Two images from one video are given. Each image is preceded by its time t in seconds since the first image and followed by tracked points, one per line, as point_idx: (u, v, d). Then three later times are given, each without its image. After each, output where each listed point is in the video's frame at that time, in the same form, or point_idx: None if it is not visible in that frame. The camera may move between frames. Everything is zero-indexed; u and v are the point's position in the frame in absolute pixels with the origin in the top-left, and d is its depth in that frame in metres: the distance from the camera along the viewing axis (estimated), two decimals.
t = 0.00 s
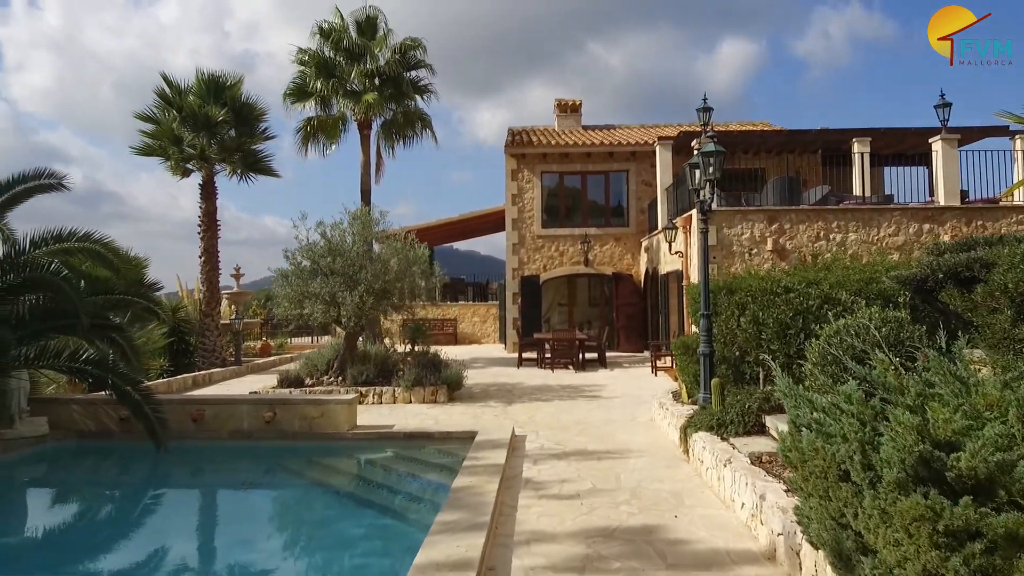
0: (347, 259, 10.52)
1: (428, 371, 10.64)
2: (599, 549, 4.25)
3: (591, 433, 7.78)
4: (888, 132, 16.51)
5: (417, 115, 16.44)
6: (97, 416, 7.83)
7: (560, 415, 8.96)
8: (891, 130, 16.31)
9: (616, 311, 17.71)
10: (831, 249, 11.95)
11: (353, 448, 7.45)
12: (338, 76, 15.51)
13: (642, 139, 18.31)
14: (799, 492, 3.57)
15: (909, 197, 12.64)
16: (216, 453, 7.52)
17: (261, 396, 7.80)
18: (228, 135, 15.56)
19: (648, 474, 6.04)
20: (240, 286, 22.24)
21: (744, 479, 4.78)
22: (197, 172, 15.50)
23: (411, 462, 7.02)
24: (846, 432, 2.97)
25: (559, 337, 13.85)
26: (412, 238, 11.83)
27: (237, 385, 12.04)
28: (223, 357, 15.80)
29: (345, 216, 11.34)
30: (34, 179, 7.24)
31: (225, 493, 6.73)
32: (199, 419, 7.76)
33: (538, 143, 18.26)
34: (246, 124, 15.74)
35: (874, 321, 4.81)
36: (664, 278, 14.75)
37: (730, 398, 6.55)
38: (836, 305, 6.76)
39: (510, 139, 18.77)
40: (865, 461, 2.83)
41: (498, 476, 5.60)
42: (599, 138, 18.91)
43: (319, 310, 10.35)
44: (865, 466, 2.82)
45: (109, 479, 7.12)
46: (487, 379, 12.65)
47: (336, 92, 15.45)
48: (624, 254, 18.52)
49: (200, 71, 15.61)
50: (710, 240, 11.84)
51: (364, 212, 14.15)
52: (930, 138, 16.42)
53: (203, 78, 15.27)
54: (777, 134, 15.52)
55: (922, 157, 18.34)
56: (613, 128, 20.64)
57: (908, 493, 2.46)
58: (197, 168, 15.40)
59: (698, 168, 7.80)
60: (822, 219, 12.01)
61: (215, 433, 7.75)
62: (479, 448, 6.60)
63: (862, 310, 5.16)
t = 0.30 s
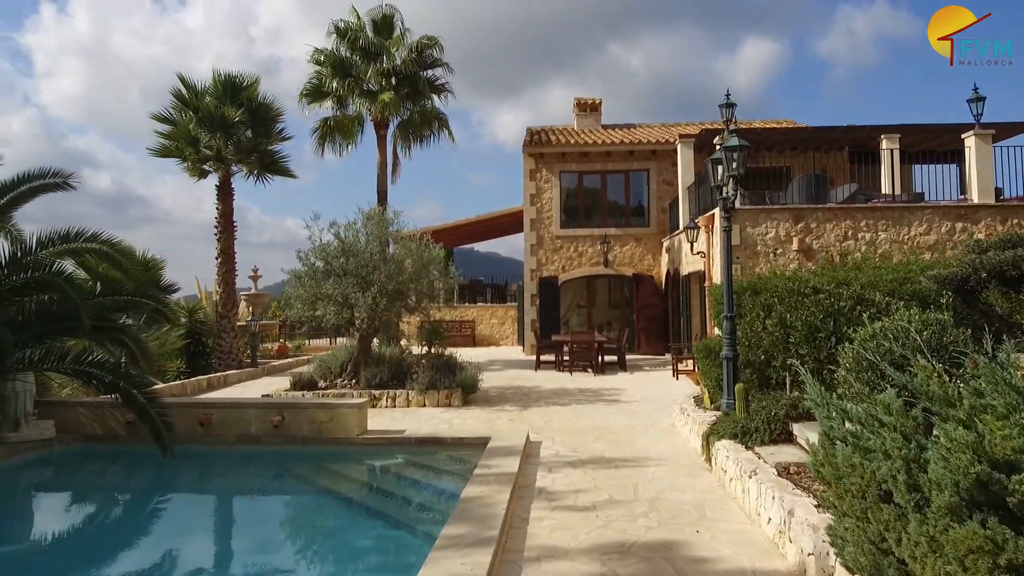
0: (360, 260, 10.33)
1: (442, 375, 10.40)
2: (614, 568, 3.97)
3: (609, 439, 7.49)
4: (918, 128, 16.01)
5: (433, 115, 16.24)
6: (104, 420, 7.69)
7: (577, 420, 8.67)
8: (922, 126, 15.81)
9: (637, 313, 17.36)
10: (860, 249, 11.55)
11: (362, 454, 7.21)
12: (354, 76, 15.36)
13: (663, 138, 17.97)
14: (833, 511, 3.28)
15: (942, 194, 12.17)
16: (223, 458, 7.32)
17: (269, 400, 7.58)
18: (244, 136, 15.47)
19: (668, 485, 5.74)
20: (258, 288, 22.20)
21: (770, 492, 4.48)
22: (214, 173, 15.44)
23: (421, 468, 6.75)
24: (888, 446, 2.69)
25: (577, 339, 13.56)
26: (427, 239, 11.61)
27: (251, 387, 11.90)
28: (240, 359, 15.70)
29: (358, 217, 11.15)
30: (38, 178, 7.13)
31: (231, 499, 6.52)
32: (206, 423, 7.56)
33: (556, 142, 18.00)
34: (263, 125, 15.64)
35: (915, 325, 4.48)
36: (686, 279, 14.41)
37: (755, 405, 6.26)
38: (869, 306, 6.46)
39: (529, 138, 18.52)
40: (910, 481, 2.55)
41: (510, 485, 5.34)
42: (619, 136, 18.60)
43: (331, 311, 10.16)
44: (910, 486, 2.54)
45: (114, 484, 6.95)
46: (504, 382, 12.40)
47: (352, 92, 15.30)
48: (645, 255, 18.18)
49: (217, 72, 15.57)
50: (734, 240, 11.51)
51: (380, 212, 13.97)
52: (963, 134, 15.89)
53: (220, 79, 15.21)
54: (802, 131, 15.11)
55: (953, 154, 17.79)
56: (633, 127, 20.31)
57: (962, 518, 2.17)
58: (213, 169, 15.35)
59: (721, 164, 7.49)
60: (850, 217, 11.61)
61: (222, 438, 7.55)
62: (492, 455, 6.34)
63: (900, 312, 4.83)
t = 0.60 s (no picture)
0: (370, 260, 10.11)
1: (454, 378, 10.14)
2: None
3: (625, 447, 7.18)
4: (946, 124, 15.52)
5: (448, 113, 16.02)
6: (106, 424, 7.52)
7: (592, 426, 8.37)
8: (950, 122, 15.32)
9: (655, 314, 16.99)
10: (887, 248, 11.14)
11: (369, 461, 6.96)
12: (367, 75, 15.17)
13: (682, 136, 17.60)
14: (867, 533, 3.00)
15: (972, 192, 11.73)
16: (228, 464, 7.11)
17: (274, 404, 7.35)
18: (257, 136, 15.34)
19: (687, 497, 5.43)
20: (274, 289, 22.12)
21: (796, 508, 4.17)
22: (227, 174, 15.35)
23: (428, 477, 6.48)
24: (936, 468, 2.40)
25: (593, 341, 13.24)
26: (439, 239, 11.38)
27: (261, 390, 11.73)
28: (252, 361, 15.55)
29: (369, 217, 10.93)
30: (39, 177, 6.98)
31: (233, 506, 6.30)
32: (209, 428, 7.35)
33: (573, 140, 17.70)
34: (276, 125, 15.52)
35: (958, 328, 4.14)
36: (705, 280, 14.05)
37: (779, 413, 5.96)
38: (903, 309, 6.10)
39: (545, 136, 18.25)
40: (961, 509, 2.27)
41: (518, 497, 5.06)
42: (637, 134, 18.27)
43: (341, 312, 9.94)
44: (963, 515, 2.26)
45: (115, 490, 6.77)
46: (518, 385, 12.12)
47: (365, 90, 15.11)
48: (663, 255, 17.83)
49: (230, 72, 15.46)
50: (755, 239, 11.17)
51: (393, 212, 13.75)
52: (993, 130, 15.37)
53: (233, 78, 15.10)
54: (825, 127, 14.69)
55: (982, 151, 17.25)
56: (652, 125, 19.96)
57: None
58: (226, 169, 15.25)
59: (742, 159, 7.15)
60: (876, 215, 11.21)
61: (226, 444, 7.33)
62: (501, 464, 6.06)
63: (940, 314, 4.48)
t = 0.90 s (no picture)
0: (378, 261, 9.87)
1: (464, 382, 9.87)
2: None
3: (641, 455, 6.88)
4: (972, 120, 15.05)
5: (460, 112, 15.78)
6: (106, 429, 7.33)
7: (606, 432, 8.06)
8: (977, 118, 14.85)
9: (671, 316, 16.62)
10: (912, 249, 10.75)
11: (374, 469, 6.70)
12: (378, 73, 14.96)
13: (699, 134, 17.24)
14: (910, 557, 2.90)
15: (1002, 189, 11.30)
16: (229, 472, 6.87)
17: (277, 410, 7.09)
18: (267, 136, 15.19)
19: (706, 511, 5.12)
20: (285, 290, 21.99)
21: (827, 528, 3.84)
22: (237, 174, 15.22)
23: (435, 486, 6.20)
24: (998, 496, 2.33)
25: (608, 344, 12.93)
26: (449, 239, 11.12)
27: (269, 393, 11.55)
28: (262, 363, 15.36)
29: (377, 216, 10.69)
30: (36, 177, 6.79)
31: (233, 515, 6.05)
32: (210, 434, 7.11)
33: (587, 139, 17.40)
34: (287, 125, 15.35)
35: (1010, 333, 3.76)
36: (723, 282, 13.70)
37: (804, 422, 5.64)
38: (942, 312, 5.62)
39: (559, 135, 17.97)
40: None
41: (527, 511, 4.77)
42: (653, 133, 17.94)
43: (348, 314, 9.70)
44: None
45: (114, 498, 6.55)
46: (530, 389, 11.84)
47: (376, 89, 14.90)
48: (680, 256, 17.47)
49: (240, 71, 15.31)
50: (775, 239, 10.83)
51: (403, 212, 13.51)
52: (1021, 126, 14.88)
53: (243, 78, 14.96)
54: (847, 124, 14.28)
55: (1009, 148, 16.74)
56: (668, 124, 19.60)
57: None
58: (236, 169, 15.11)
59: (764, 154, 6.82)
60: (902, 214, 10.81)
61: (227, 451, 7.10)
62: (510, 474, 5.78)
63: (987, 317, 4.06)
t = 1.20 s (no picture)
0: (384, 263, 9.60)
1: (472, 388, 9.58)
2: None
3: (655, 466, 6.56)
4: (996, 119, 14.62)
5: (469, 112, 15.52)
6: (101, 436, 7.10)
7: (619, 441, 7.74)
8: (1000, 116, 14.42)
9: (685, 320, 16.25)
10: (937, 250, 10.37)
11: (377, 479, 6.41)
12: (386, 73, 14.73)
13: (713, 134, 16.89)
14: None
15: None
16: (228, 482, 6.61)
17: (276, 418, 6.81)
18: (275, 137, 15.01)
19: (726, 529, 4.80)
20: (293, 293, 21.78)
21: (861, 552, 3.53)
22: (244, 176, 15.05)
23: (441, 499, 5.91)
24: None
25: (620, 349, 12.61)
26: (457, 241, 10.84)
27: (274, 398, 11.31)
28: (268, 368, 15.11)
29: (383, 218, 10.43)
30: (29, 176, 6.56)
31: (230, 527, 5.78)
32: (207, 443, 6.83)
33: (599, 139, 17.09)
34: (295, 126, 15.16)
35: None
36: (739, 285, 13.35)
37: (829, 433, 5.34)
38: (982, 314, 5.21)
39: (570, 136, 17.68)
40: None
41: (535, 528, 4.48)
42: (666, 133, 17.61)
43: (353, 318, 9.43)
44: None
45: (109, 508, 6.31)
46: (540, 394, 11.54)
47: (384, 89, 14.67)
48: (694, 258, 17.13)
49: (247, 72, 15.13)
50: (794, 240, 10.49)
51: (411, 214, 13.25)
52: None
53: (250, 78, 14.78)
54: (866, 122, 13.90)
55: None
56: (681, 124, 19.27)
57: None
58: (243, 171, 14.93)
59: (785, 151, 6.49)
60: (926, 214, 10.44)
61: (225, 460, 6.81)
62: (518, 487, 5.49)
63: None
